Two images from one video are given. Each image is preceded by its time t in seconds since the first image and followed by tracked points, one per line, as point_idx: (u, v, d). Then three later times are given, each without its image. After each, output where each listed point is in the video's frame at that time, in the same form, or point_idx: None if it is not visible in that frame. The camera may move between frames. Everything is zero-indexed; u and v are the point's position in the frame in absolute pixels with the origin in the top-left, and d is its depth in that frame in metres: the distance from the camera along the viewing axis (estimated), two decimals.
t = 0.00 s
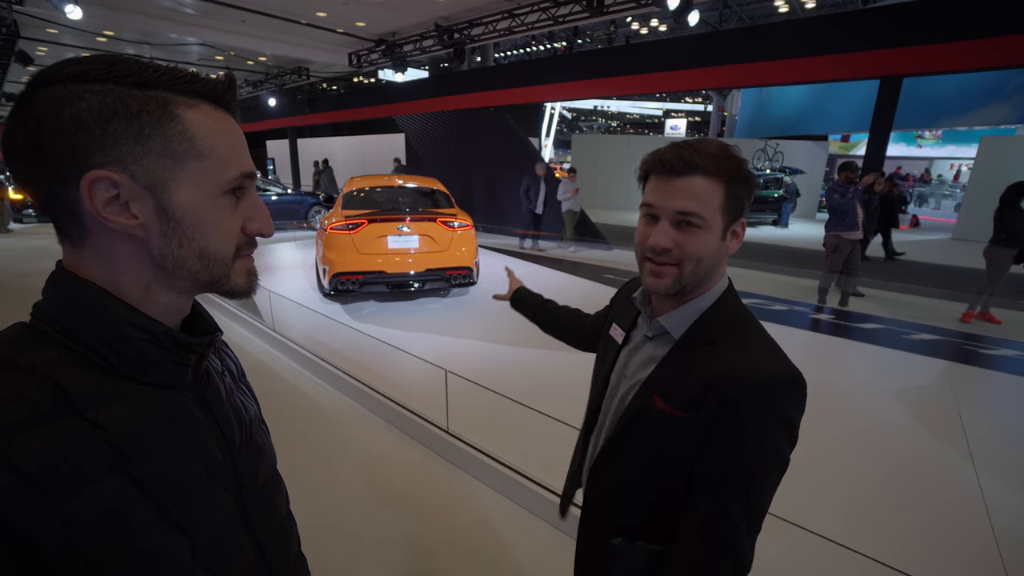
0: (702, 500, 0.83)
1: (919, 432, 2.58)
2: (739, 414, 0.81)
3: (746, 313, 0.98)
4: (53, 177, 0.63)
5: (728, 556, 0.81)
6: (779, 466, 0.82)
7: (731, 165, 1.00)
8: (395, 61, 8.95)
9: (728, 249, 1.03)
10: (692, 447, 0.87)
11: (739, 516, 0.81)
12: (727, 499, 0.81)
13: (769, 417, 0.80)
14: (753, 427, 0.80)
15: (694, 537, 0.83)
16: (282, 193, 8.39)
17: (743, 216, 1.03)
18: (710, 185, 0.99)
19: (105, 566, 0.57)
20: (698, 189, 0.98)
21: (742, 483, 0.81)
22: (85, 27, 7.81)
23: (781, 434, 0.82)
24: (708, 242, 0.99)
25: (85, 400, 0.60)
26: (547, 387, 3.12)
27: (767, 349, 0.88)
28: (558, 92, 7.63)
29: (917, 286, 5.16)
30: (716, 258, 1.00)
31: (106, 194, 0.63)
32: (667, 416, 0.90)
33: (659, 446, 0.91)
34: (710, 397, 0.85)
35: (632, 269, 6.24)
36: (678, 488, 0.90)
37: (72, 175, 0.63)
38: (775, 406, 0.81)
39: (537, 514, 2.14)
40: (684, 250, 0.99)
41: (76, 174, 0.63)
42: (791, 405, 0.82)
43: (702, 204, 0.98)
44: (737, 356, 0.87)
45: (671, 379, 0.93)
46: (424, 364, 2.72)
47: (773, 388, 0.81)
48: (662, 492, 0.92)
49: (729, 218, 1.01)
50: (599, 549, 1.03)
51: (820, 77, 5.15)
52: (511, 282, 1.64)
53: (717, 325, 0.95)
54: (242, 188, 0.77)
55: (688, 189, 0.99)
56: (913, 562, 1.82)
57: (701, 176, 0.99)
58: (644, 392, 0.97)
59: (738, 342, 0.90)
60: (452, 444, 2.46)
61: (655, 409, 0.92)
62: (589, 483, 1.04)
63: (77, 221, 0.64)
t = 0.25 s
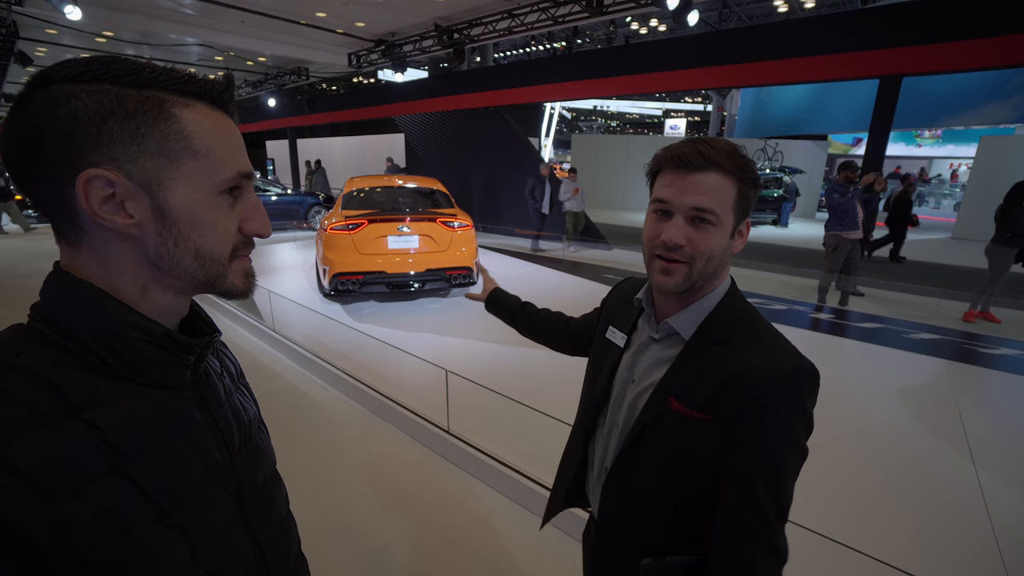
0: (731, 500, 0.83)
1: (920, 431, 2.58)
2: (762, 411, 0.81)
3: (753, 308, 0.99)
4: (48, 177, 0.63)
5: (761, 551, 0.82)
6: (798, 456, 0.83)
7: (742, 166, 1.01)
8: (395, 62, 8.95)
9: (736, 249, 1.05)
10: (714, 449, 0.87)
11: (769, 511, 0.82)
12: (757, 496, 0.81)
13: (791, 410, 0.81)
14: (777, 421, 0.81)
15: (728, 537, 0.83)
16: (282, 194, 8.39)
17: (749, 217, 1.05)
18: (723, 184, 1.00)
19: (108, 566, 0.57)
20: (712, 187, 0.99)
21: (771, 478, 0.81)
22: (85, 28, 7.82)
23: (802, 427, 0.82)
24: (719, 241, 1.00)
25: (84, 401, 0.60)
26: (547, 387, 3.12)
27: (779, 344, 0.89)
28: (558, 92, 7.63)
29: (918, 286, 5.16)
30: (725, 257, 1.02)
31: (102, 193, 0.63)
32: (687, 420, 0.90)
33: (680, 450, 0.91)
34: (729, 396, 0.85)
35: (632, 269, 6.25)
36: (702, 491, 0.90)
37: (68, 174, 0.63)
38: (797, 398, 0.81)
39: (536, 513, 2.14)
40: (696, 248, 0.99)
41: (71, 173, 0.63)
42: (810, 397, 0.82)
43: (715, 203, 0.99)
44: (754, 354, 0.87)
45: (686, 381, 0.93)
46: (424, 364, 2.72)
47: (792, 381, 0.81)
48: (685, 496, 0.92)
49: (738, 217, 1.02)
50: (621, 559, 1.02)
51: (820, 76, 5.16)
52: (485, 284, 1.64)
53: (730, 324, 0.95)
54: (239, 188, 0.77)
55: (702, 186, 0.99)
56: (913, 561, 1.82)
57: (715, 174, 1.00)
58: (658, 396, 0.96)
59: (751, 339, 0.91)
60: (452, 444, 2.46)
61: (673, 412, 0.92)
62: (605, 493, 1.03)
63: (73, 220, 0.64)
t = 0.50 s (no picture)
0: (759, 507, 0.81)
1: (921, 431, 2.58)
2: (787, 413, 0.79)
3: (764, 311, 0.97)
4: (44, 176, 0.63)
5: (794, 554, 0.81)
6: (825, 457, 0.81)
7: (729, 161, 0.99)
8: (395, 62, 8.95)
9: (732, 249, 1.02)
10: (738, 456, 0.85)
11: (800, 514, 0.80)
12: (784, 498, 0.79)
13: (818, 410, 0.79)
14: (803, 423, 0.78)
15: (761, 548, 0.81)
16: (282, 194, 8.39)
17: (745, 213, 1.01)
18: (705, 180, 0.98)
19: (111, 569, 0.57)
20: (692, 183, 0.98)
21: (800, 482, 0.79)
22: (84, 28, 7.82)
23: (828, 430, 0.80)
24: (704, 238, 0.98)
25: (83, 402, 0.60)
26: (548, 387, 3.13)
27: (794, 343, 0.87)
28: (558, 92, 7.62)
29: (919, 285, 5.16)
30: (714, 255, 0.99)
31: (97, 192, 0.63)
32: (708, 430, 0.87)
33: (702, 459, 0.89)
34: (750, 402, 0.84)
35: (633, 269, 6.24)
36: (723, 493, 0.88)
37: (63, 174, 0.63)
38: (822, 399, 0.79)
39: (536, 512, 2.15)
40: (679, 245, 0.98)
41: (67, 172, 0.63)
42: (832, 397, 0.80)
43: (697, 199, 0.98)
44: (770, 356, 0.86)
45: (701, 388, 0.91)
46: (424, 363, 2.73)
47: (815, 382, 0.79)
48: (711, 507, 0.90)
49: (728, 213, 1.00)
50: (645, 574, 1.00)
51: (820, 76, 5.15)
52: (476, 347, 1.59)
53: (743, 326, 0.93)
54: (236, 187, 0.76)
55: (683, 183, 0.98)
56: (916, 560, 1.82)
57: (697, 170, 0.99)
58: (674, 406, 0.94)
59: (767, 343, 0.89)
60: (454, 443, 2.45)
61: (692, 423, 0.89)
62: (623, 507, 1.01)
63: (68, 219, 0.64)
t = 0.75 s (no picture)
0: (790, 533, 0.80)
1: (922, 431, 2.57)
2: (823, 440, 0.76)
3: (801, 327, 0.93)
4: (55, 174, 0.62)
5: None
6: (870, 494, 0.78)
7: (753, 160, 0.93)
8: (395, 62, 8.95)
9: (759, 253, 0.96)
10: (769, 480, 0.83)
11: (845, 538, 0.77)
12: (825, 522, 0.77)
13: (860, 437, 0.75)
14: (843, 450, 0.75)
15: None
16: (282, 194, 8.40)
17: (775, 216, 0.95)
18: (723, 181, 0.94)
19: None
20: (708, 185, 0.94)
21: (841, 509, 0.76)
22: (84, 28, 7.82)
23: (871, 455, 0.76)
24: (724, 243, 0.94)
25: (77, 403, 0.58)
26: (549, 386, 3.13)
27: (830, 361, 0.83)
28: (558, 91, 7.62)
29: (919, 285, 5.17)
30: (736, 260, 0.95)
31: (116, 191, 0.63)
32: (737, 456, 0.85)
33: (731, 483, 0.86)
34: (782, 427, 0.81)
35: (633, 269, 6.24)
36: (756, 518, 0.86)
37: (78, 172, 0.62)
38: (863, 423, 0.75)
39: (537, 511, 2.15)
40: (695, 251, 0.95)
41: (82, 170, 0.62)
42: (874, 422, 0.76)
43: (715, 202, 0.94)
44: (805, 369, 0.83)
45: (727, 409, 0.88)
46: (425, 363, 2.75)
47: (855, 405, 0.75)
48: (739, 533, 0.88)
49: (754, 217, 0.94)
50: None
51: (820, 76, 5.16)
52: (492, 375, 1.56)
53: (783, 350, 0.87)
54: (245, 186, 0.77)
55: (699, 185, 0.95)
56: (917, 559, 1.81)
57: (715, 171, 0.95)
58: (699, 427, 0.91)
59: (799, 362, 0.84)
60: (456, 443, 2.45)
61: (718, 446, 0.87)
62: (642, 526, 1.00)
63: (78, 217, 0.63)
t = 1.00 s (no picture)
0: None
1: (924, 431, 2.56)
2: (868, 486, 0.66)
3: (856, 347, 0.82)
4: (118, 166, 0.63)
5: None
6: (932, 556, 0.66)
7: (796, 155, 0.85)
8: (395, 61, 8.95)
9: (802, 260, 0.87)
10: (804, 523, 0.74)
11: None
12: None
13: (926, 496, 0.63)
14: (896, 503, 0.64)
15: None
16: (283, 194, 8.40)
17: (820, 219, 0.86)
18: (762, 178, 0.87)
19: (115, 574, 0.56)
20: (742, 182, 0.88)
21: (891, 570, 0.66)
22: (85, 28, 7.83)
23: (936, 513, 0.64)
24: (758, 247, 0.87)
25: (73, 397, 0.57)
26: (549, 384, 3.14)
27: (889, 396, 0.72)
28: (558, 90, 7.61)
29: (920, 283, 5.16)
30: (771, 266, 0.88)
31: (191, 184, 0.68)
32: (769, 488, 0.77)
33: (760, 520, 0.78)
34: (822, 465, 0.72)
35: (633, 268, 6.23)
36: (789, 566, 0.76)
37: (156, 170, 0.66)
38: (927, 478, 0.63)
39: (538, 508, 2.15)
40: (726, 254, 0.90)
41: (164, 168, 0.66)
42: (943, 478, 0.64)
43: (751, 200, 0.87)
44: (852, 394, 0.74)
45: (758, 434, 0.81)
46: (424, 360, 2.77)
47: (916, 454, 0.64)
48: None
49: (796, 220, 0.86)
50: None
51: (820, 74, 5.16)
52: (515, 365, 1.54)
53: (832, 355, 0.81)
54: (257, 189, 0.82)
55: (731, 184, 0.89)
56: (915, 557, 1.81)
57: (753, 167, 0.88)
58: (729, 450, 0.85)
59: (846, 391, 0.75)
60: (456, 440, 2.45)
61: (744, 473, 0.80)
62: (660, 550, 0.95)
63: (131, 209, 0.64)
